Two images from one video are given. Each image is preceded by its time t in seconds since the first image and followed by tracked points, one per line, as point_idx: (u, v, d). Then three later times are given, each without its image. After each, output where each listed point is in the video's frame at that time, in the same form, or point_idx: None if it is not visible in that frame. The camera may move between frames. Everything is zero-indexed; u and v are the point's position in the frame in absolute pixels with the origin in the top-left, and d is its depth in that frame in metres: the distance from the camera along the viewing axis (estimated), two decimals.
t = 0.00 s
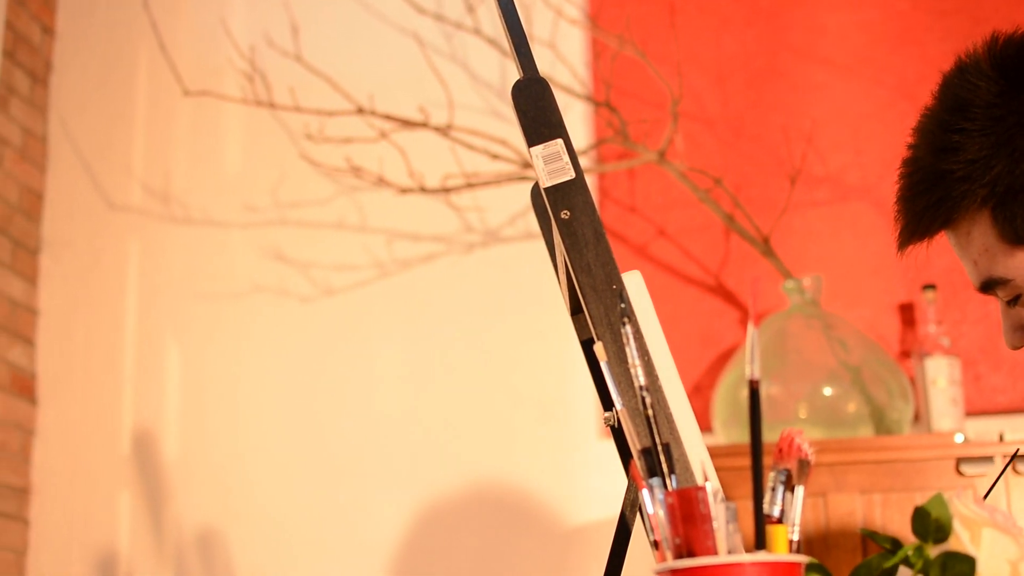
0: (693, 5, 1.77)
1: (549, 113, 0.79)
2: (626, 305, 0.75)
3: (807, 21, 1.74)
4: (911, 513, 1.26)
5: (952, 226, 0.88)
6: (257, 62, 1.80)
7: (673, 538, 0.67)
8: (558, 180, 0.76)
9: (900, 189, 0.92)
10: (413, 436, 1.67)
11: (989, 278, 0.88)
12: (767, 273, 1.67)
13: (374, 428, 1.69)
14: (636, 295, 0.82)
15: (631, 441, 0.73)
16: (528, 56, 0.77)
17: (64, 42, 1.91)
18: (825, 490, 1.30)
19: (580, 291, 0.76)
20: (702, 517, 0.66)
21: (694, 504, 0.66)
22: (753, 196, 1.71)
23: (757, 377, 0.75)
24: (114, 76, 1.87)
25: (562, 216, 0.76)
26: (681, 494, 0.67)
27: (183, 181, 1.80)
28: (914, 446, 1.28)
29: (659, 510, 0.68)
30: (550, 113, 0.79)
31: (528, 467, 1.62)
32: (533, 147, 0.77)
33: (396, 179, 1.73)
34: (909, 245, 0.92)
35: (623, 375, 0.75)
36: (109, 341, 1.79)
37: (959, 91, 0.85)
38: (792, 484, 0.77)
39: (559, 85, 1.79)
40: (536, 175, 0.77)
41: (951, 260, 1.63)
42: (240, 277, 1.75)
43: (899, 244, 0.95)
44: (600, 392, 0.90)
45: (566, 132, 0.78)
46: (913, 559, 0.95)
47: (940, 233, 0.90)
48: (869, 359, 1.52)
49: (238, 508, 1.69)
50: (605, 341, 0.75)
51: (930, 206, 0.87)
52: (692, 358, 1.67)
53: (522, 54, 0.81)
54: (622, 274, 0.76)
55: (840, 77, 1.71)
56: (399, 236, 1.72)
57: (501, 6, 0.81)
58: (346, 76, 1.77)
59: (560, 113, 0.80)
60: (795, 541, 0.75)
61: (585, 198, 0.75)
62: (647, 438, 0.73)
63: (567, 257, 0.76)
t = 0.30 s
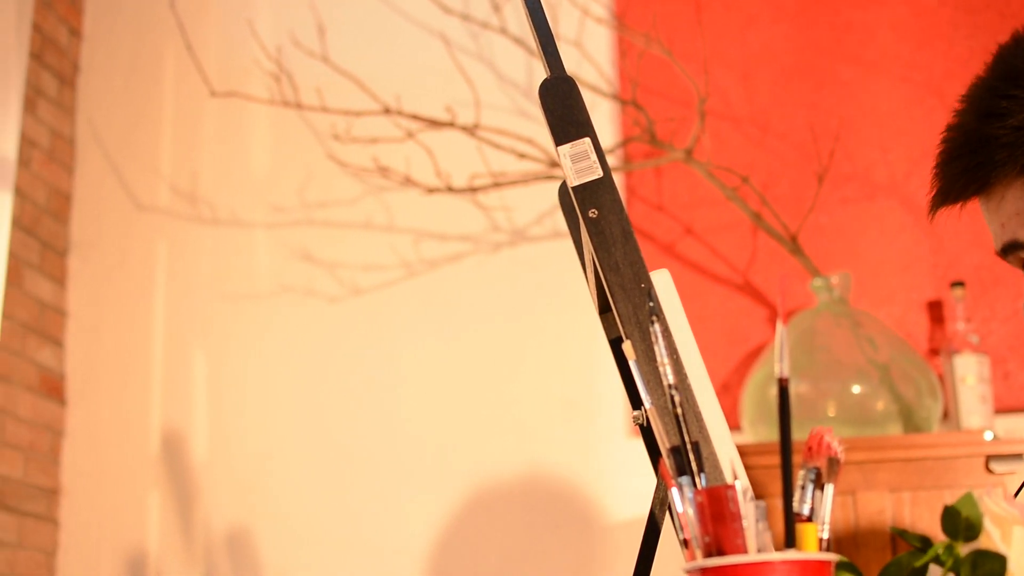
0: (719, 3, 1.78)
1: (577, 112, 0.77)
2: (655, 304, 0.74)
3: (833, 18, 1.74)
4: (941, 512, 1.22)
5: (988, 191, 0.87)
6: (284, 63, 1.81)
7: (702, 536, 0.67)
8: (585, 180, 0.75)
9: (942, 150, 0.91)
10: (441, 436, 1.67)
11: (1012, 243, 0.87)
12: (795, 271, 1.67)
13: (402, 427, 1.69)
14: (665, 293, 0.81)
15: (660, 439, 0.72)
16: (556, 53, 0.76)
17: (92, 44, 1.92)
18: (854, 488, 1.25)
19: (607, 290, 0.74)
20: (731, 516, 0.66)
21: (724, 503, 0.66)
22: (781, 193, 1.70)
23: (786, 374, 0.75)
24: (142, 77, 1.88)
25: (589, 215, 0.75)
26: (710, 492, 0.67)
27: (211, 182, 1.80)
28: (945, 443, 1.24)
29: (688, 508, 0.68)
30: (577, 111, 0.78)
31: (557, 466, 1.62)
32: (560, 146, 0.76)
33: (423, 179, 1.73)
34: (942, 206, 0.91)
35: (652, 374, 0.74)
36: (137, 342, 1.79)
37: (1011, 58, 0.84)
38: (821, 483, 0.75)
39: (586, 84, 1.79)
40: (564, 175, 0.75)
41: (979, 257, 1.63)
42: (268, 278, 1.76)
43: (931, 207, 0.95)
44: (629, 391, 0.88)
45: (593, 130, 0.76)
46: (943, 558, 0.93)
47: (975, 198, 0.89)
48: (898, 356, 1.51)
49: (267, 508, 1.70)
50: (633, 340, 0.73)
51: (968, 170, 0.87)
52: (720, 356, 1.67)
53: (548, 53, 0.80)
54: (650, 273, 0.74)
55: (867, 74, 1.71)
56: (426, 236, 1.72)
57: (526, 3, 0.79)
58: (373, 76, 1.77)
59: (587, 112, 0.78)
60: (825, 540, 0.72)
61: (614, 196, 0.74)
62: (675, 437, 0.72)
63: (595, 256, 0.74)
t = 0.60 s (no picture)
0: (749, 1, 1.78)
1: (607, 110, 0.76)
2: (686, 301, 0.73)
3: (863, 14, 1.74)
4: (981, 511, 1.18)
5: None
6: (314, 64, 1.84)
7: (736, 534, 0.65)
8: (616, 178, 0.74)
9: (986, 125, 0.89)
10: (474, 436, 1.67)
11: None
12: (826, 268, 1.66)
13: (433, 426, 1.69)
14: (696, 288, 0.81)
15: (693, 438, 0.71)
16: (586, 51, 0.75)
17: (122, 44, 1.98)
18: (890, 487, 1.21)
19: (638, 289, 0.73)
20: (765, 514, 0.64)
21: (757, 501, 0.64)
22: (811, 191, 1.70)
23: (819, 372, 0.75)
24: (175, 81, 1.92)
25: (620, 213, 0.74)
26: (743, 490, 0.65)
27: (241, 183, 1.83)
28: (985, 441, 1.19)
29: (721, 507, 0.67)
30: (607, 109, 0.77)
31: (589, 464, 1.61)
32: (590, 145, 0.75)
33: (453, 178, 1.74)
34: (983, 181, 0.89)
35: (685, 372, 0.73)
36: (170, 343, 1.82)
37: None
38: (855, 481, 0.72)
39: (615, 82, 1.81)
40: (594, 173, 0.74)
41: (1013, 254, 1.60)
42: (300, 277, 1.77)
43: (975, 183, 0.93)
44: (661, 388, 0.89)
45: (623, 128, 0.75)
46: (977, 555, 0.82)
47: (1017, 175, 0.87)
48: (930, 352, 1.49)
49: (300, 507, 1.70)
50: (666, 339, 0.72)
51: (1008, 145, 0.85)
52: (751, 354, 1.66)
53: (577, 50, 0.79)
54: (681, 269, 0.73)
55: (897, 70, 1.70)
56: (456, 235, 1.73)
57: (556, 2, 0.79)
58: (402, 76, 1.79)
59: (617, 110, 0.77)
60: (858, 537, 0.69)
61: (644, 193, 0.72)
62: (707, 435, 0.70)
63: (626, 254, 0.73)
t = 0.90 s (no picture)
0: None
1: (638, 109, 0.77)
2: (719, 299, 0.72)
3: (893, 10, 1.74)
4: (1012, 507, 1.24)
5: None
6: (344, 64, 1.85)
7: (769, 533, 0.60)
8: (647, 176, 0.74)
9: None
10: (507, 436, 1.67)
11: None
12: (858, 266, 1.66)
13: (464, 425, 1.69)
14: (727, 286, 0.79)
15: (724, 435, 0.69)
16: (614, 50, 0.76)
17: (152, 45, 2.00)
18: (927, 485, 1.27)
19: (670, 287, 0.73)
20: (798, 512, 0.59)
21: (789, 499, 0.59)
22: (842, 188, 1.70)
23: (852, 369, 0.66)
24: (206, 83, 1.93)
25: (652, 211, 0.74)
26: (775, 487, 0.60)
27: (272, 184, 1.84)
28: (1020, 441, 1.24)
29: (755, 504, 0.62)
30: (638, 108, 0.78)
31: (621, 463, 1.61)
32: (622, 143, 0.76)
33: (483, 177, 1.74)
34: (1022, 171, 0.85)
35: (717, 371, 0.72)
36: (202, 343, 1.83)
37: None
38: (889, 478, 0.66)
39: (645, 80, 1.82)
40: (626, 171, 0.75)
41: None
42: (332, 277, 1.78)
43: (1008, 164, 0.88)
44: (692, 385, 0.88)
45: (654, 127, 0.75)
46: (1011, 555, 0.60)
47: None
48: (962, 349, 1.50)
49: (332, 507, 1.71)
50: (698, 337, 0.71)
51: None
52: (783, 352, 1.66)
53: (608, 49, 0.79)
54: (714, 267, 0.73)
55: (928, 66, 1.70)
56: (487, 234, 1.73)
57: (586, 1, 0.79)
58: (433, 76, 1.80)
59: (647, 107, 0.78)
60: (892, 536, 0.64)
61: (676, 192, 0.73)
62: (740, 433, 0.69)
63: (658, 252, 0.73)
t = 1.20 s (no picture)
0: None
1: (659, 106, 0.77)
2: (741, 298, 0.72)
3: (914, 8, 1.74)
4: None
5: None
6: (365, 64, 1.86)
7: (792, 531, 0.61)
8: (669, 174, 0.74)
9: None
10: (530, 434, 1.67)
11: None
12: (881, 263, 1.65)
13: (486, 424, 1.69)
14: (750, 285, 0.79)
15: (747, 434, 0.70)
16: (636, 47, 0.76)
17: (172, 46, 2.02)
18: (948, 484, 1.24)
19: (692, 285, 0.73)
20: (821, 511, 0.60)
21: (812, 497, 0.60)
22: (863, 185, 1.70)
23: (874, 368, 0.68)
24: (228, 84, 1.95)
25: (673, 210, 0.74)
26: (798, 486, 0.61)
27: (293, 184, 1.86)
28: None
29: (777, 503, 0.63)
30: (660, 106, 0.78)
31: (643, 463, 1.60)
32: (642, 141, 0.76)
33: (504, 176, 1.75)
34: None
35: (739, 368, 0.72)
36: (224, 344, 1.84)
37: None
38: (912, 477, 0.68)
39: (666, 79, 1.83)
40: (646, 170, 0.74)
41: None
42: (353, 277, 1.79)
43: None
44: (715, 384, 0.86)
45: (676, 124, 0.75)
46: None
47: None
48: (985, 347, 1.49)
49: (353, 507, 1.71)
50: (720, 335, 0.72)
51: None
52: (806, 351, 1.66)
53: (630, 47, 0.79)
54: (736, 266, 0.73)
55: (950, 63, 1.69)
56: (508, 233, 1.73)
57: None
58: (453, 76, 1.80)
59: (668, 105, 0.78)
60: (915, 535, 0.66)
61: (697, 189, 0.73)
62: (763, 432, 0.70)
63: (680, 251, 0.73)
